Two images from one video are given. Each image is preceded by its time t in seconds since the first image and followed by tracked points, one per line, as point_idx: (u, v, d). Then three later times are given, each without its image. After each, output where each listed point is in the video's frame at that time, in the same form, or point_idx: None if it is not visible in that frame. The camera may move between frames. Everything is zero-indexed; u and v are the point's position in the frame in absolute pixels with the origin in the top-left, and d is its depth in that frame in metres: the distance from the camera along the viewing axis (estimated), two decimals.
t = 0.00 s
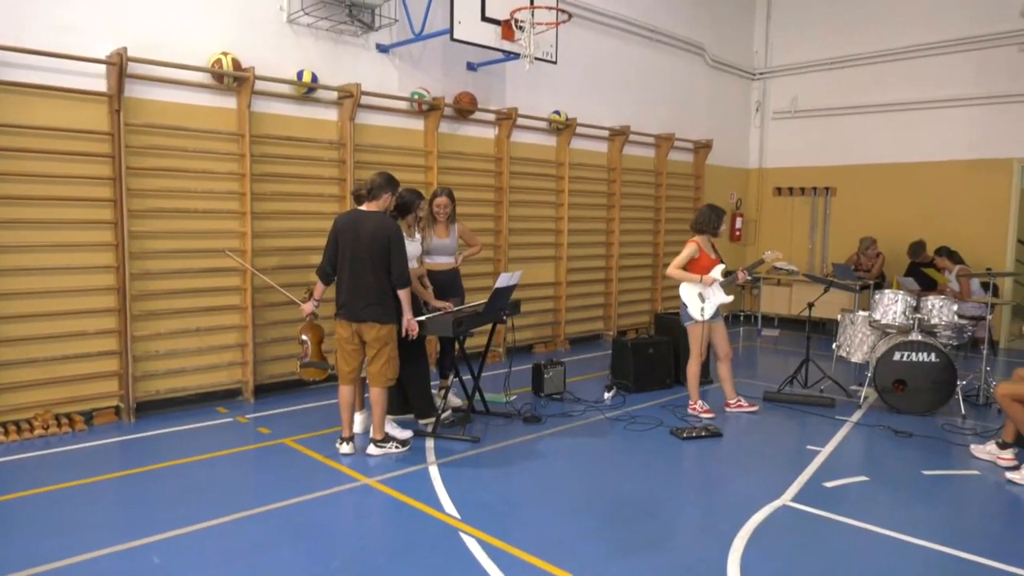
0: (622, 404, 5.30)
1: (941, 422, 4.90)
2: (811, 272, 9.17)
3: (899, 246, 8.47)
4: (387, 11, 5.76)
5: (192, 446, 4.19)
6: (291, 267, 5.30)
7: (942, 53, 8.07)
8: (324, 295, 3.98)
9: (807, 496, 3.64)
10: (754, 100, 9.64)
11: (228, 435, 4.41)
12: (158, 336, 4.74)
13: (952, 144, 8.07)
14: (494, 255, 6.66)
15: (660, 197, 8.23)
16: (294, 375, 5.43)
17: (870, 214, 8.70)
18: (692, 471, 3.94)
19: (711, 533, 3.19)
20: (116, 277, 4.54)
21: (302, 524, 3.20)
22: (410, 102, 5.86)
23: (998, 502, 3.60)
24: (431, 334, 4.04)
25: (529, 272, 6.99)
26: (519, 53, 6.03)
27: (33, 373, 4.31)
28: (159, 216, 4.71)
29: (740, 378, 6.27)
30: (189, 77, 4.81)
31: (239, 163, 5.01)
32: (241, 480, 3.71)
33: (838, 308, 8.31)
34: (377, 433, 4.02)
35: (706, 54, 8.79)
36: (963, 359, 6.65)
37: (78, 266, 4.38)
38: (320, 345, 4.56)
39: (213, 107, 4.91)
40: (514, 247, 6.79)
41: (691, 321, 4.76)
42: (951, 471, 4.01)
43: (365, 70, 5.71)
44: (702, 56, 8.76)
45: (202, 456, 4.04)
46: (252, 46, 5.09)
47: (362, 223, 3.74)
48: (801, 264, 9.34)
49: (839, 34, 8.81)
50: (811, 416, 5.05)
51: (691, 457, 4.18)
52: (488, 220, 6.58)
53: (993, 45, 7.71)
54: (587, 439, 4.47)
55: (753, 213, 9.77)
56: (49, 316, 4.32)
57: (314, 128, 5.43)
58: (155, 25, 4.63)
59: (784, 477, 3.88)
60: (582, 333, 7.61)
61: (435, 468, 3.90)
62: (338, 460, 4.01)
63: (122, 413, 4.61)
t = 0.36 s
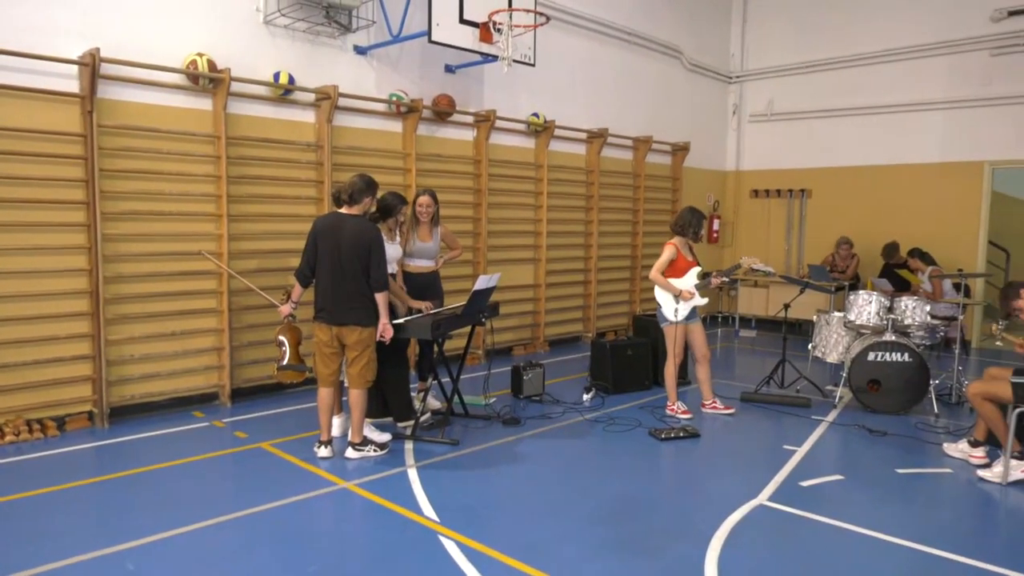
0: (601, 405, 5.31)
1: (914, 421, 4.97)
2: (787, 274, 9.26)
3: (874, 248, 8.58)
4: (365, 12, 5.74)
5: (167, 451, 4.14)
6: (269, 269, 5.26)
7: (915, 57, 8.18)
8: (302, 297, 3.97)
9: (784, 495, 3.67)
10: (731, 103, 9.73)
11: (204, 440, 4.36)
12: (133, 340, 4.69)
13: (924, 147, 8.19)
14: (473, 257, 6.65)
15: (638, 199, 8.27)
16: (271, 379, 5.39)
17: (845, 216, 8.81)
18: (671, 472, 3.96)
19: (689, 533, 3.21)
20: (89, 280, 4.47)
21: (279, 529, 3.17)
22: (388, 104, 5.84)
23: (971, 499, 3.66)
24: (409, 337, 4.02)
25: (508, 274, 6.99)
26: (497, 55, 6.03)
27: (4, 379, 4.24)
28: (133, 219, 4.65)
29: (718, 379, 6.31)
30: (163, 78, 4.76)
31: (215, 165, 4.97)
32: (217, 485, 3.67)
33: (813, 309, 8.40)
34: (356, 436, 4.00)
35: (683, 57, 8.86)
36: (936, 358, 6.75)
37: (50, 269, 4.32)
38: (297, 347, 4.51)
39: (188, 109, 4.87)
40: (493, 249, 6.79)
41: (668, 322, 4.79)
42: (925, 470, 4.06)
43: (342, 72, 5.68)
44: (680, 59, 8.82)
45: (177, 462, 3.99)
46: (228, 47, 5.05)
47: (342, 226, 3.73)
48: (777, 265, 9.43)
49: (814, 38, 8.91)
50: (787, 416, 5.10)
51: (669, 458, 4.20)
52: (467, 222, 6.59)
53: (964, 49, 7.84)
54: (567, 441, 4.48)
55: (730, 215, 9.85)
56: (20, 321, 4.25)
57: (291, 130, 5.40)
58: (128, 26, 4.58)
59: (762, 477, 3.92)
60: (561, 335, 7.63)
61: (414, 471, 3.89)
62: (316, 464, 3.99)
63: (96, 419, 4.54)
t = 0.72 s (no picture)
0: (576, 405, 5.33)
1: (883, 419, 5.06)
2: (759, 274, 9.36)
3: (843, 248, 8.71)
4: (337, 12, 5.70)
5: (136, 456, 4.08)
6: (240, 271, 5.21)
7: (882, 61, 8.32)
8: (274, 299, 3.93)
9: (755, 493, 3.71)
10: (703, 105, 9.81)
11: (174, 445, 4.30)
12: (100, 344, 4.61)
13: (891, 149, 8.33)
14: (447, 258, 6.63)
15: (612, 200, 8.31)
16: (242, 382, 5.33)
17: (815, 217, 8.92)
18: (645, 471, 3.99)
19: (663, 533, 3.23)
20: (55, 283, 4.40)
21: (251, 534, 3.14)
22: (360, 104, 5.81)
23: (937, 494, 3.73)
24: (382, 338, 3.99)
25: (482, 275, 6.98)
26: (470, 56, 6.03)
27: None
28: (100, 220, 4.58)
29: (691, 378, 6.36)
30: (131, 78, 4.69)
31: (184, 166, 4.90)
32: (187, 490, 3.63)
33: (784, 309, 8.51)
34: (328, 439, 3.97)
35: (656, 60, 8.92)
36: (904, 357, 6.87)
37: (13, 272, 4.23)
38: (270, 350, 4.47)
39: (157, 109, 4.80)
40: (467, 250, 6.78)
41: (641, 322, 4.82)
42: (892, 466, 4.13)
43: (314, 72, 5.64)
44: (652, 61, 8.88)
45: (146, 467, 3.93)
46: (198, 46, 4.99)
47: (315, 228, 3.70)
48: (749, 266, 9.53)
49: (784, 41, 9.03)
50: (759, 415, 5.16)
51: (643, 457, 4.22)
52: (441, 223, 6.57)
53: (929, 53, 7.99)
54: (541, 441, 4.49)
55: (703, 216, 9.94)
56: None
57: (262, 130, 5.35)
58: (95, 24, 4.51)
59: (734, 475, 3.95)
60: (535, 335, 7.64)
61: (387, 474, 3.87)
62: (288, 467, 3.95)
63: (62, 424, 4.46)
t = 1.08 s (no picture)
0: (543, 406, 5.34)
1: (844, 415, 5.15)
2: (724, 274, 9.48)
3: (806, 248, 8.85)
4: (301, 11, 5.64)
5: (96, 463, 3.99)
6: (203, 273, 5.13)
7: (843, 64, 8.48)
8: (237, 301, 3.89)
9: (720, 490, 3.76)
10: (669, 106, 9.89)
11: (135, 450, 4.22)
12: (57, 348, 4.50)
13: (852, 151, 8.50)
14: (414, 259, 6.60)
15: (579, 201, 8.34)
16: (205, 386, 5.25)
17: (778, 218, 9.06)
18: (612, 470, 4.01)
19: (630, 531, 3.25)
20: (10, 286, 4.29)
21: (216, 538, 3.09)
22: (325, 104, 5.76)
23: (897, 489, 3.81)
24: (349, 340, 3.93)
25: (450, 276, 6.97)
26: (436, 57, 6.01)
27: None
28: (57, 222, 4.48)
29: (658, 377, 6.41)
30: (89, 76, 4.59)
31: (145, 166, 4.82)
32: (149, 496, 3.56)
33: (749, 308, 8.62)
34: (294, 442, 3.93)
35: (622, 61, 8.98)
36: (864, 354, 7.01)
37: None
38: (234, 353, 4.41)
39: (116, 108, 4.71)
40: (434, 251, 6.76)
41: (605, 321, 4.85)
42: (854, 462, 4.21)
43: (278, 71, 5.58)
44: (618, 62, 8.94)
45: (106, 473, 3.85)
46: (158, 44, 4.91)
47: (278, 229, 3.66)
48: (715, 265, 9.64)
49: (748, 44, 9.15)
50: (724, 413, 5.22)
51: (610, 456, 4.25)
52: (408, 224, 6.54)
53: (888, 57, 8.16)
54: (509, 442, 4.49)
55: (669, 217, 10.02)
56: None
57: (225, 130, 5.27)
58: (50, 21, 4.40)
59: (699, 473, 4.00)
60: (503, 336, 7.63)
61: (354, 476, 3.84)
62: (253, 472, 3.90)
63: (18, 431, 4.35)
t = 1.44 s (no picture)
0: (500, 408, 5.35)
1: (795, 413, 5.27)
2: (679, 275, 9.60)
3: (759, 249, 9.01)
4: (253, 10, 5.56)
5: (40, 472, 3.87)
6: (152, 277, 5.02)
7: (793, 69, 8.66)
8: (188, 305, 3.80)
9: (675, 489, 3.81)
10: (624, 109, 9.99)
11: (81, 459, 4.10)
12: None
13: (802, 154, 8.69)
14: (370, 262, 6.55)
15: (535, 202, 8.37)
16: (155, 392, 5.13)
17: (731, 220, 9.21)
18: (569, 471, 4.04)
19: (586, 530, 3.27)
20: None
21: (167, 547, 3.03)
22: (279, 105, 5.68)
23: (845, 484, 3.90)
24: (304, 344, 3.90)
25: (407, 279, 6.93)
26: (391, 58, 5.98)
27: None
28: None
29: (614, 378, 6.47)
30: (31, 74, 4.45)
31: (91, 167, 4.69)
32: (97, 505, 3.46)
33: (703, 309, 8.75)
34: (248, 448, 3.87)
35: (577, 64, 9.04)
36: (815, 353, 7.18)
37: None
38: (185, 359, 4.31)
39: (61, 107, 4.57)
40: (390, 254, 6.72)
41: (558, 321, 4.88)
42: (804, 458, 4.30)
43: (229, 71, 5.48)
44: (574, 65, 9.00)
45: (51, 483, 3.73)
46: (104, 42, 4.78)
47: (230, 231, 3.59)
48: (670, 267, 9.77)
49: (701, 49, 9.29)
50: (679, 412, 5.29)
51: (566, 457, 4.27)
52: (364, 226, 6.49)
53: (836, 62, 8.36)
54: (466, 445, 4.49)
55: (625, 219, 10.12)
56: None
57: (174, 131, 5.16)
58: None
59: (654, 472, 4.04)
60: (461, 338, 7.62)
61: (309, 481, 3.80)
62: (205, 479, 3.82)
63: None
